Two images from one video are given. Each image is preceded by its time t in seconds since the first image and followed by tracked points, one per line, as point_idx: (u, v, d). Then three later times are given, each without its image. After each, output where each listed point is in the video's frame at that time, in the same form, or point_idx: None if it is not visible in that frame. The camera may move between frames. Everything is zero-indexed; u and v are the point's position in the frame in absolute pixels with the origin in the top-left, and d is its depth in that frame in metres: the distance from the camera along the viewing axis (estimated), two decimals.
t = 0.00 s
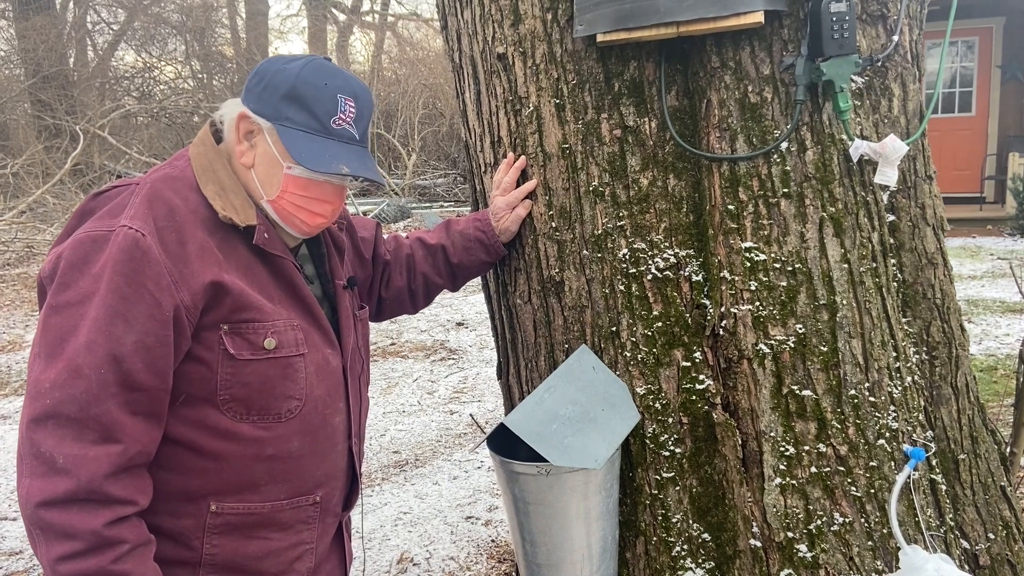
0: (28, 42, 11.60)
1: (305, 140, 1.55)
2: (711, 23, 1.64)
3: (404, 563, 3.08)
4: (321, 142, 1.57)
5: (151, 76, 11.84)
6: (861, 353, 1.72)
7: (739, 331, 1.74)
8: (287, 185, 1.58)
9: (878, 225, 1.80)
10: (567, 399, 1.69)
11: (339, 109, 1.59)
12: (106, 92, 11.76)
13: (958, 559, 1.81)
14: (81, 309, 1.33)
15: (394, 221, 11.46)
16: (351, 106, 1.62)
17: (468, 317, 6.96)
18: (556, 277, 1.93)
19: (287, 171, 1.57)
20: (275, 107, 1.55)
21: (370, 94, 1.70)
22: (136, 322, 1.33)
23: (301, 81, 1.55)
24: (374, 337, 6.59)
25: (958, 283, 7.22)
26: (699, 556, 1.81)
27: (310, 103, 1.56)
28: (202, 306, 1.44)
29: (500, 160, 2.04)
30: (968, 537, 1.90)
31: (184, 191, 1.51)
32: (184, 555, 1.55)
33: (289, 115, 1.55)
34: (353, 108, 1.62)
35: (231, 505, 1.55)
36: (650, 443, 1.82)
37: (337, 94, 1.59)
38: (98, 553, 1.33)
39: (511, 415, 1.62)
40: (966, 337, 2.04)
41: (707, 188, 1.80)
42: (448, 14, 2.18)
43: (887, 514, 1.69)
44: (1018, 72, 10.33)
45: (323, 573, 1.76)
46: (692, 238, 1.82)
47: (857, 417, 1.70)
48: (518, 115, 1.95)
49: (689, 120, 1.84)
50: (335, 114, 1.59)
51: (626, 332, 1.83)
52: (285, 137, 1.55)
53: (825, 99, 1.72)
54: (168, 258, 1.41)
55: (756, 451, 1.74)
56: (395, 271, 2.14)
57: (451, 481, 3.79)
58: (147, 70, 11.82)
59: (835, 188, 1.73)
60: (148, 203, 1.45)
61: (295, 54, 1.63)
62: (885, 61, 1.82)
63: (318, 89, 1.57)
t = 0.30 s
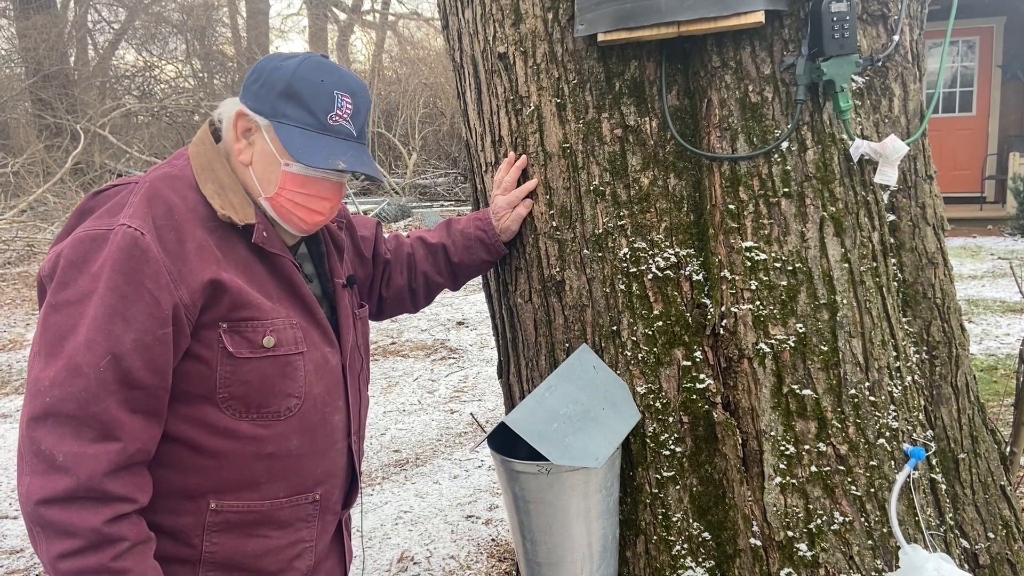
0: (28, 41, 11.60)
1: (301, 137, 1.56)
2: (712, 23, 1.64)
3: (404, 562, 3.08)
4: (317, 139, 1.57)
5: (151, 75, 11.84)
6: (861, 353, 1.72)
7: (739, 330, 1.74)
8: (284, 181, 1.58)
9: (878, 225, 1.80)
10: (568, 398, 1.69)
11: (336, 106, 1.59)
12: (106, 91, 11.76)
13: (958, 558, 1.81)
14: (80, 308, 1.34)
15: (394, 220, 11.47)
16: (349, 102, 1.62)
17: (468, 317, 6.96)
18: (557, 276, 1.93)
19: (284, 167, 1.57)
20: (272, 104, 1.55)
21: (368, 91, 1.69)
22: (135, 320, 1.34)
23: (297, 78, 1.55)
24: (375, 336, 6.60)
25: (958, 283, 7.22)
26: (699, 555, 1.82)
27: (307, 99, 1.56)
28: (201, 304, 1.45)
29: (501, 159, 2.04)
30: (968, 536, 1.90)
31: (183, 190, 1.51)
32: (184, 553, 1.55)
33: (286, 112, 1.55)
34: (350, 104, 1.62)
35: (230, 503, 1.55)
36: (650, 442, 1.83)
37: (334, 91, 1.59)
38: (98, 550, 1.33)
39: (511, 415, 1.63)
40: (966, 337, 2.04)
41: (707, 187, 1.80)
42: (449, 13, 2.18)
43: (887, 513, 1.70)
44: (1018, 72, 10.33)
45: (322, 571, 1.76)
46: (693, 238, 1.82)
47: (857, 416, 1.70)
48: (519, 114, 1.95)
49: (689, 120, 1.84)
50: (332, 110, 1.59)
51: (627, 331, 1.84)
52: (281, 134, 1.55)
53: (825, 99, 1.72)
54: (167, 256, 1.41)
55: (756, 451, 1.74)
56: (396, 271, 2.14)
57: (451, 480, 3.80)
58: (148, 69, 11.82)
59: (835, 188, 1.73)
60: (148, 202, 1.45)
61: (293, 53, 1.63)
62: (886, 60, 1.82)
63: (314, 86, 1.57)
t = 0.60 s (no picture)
0: (29, 40, 11.60)
1: (267, 101, 1.55)
2: (711, 23, 1.64)
3: (404, 561, 3.08)
4: (283, 103, 1.56)
5: (151, 75, 11.84)
6: (859, 352, 1.73)
7: (738, 330, 1.75)
8: (258, 153, 1.60)
9: (877, 224, 1.81)
10: (568, 397, 1.70)
11: (303, 71, 1.58)
12: (106, 90, 11.75)
13: (955, 557, 1.82)
14: (77, 303, 1.34)
15: (394, 220, 11.47)
16: (319, 72, 1.61)
17: (468, 316, 6.96)
18: (556, 276, 1.94)
19: (257, 140, 1.60)
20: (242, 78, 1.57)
21: (344, 68, 1.69)
22: (131, 314, 1.34)
23: (265, 50, 1.57)
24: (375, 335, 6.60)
25: (958, 283, 7.22)
26: (697, 553, 1.82)
27: (274, 67, 1.57)
28: (197, 300, 1.45)
29: (500, 158, 2.04)
30: (965, 535, 1.90)
31: (180, 186, 1.52)
32: (180, 551, 1.55)
33: (254, 83, 1.57)
34: (320, 73, 1.61)
35: (226, 500, 1.55)
36: (649, 441, 1.83)
37: (302, 60, 1.60)
38: (93, 544, 1.34)
39: (511, 414, 1.63)
40: (965, 337, 2.05)
41: (706, 187, 1.80)
42: (448, 13, 2.18)
43: (885, 512, 1.70)
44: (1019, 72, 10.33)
45: (320, 569, 1.76)
46: (692, 237, 1.82)
47: (855, 416, 1.71)
48: (518, 114, 1.96)
49: (688, 119, 1.84)
50: (300, 76, 1.58)
51: (626, 330, 1.84)
52: (249, 103, 1.56)
53: (824, 99, 1.73)
54: (163, 252, 1.42)
55: (755, 450, 1.74)
56: (396, 271, 2.15)
57: (451, 479, 3.80)
58: (148, 68, 11.82)
59: (834, 188, 1.74)
60: (144, 197, 1.46)
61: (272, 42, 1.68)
62: (884, 60, 1.82)
63: (281, 54, 1.58)
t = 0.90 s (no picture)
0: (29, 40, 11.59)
1: (237, 85, 1.59)
2: (711, 22, 1.64)
3: (404, 561, 3.08)
4: (253, 85, 1.58)
5: (152, 75, 11.84)
6: (859, 352, 1.73)
7: (738, 329, 1.74)
8: (235, 138, 1.63)
9: (877, 224, 1.81)
10: (567, 397, 1.70)
11: (271, 52, 1.59)
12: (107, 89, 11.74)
13: (955, 558, 1.82)
14: (62, 294, 1.36)
15: (394, 220, 11.46)
16: (287, 51, 1.62)
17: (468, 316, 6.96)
18: (556, 276, 1.94)
19: (232, 124, 1.64)
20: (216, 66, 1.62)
21: (316, 45, 1.70)
22: (113, 303, 1.35)
23: (234, 35, 1.60)
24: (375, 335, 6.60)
25: (958, 283, 7.22)
26: (697, 554, 1.82)
27: (242, 51, 1.59)
28: (181, 291, 1.46)
29: (499, 158, 2.04)
30: (965, 535, 1.90)
31: (167, 180, 1.53)
32: (172, 547, 1.55)
33: (226, 69, 1.61)
34: (289, 51, 1.62)
35: (216, 495, 1.55)
36: (648, 441, 1.83)
37: (269, 40, 1.61)
38: (74, 533, 1.33)
39: (510, 413, 1.63)
40: (965, 337, 2.05)
41: (706, 187, 1.80)
42: (448, 12, 2.18)
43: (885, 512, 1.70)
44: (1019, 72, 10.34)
45: (317, 568, 1.74)
46: (691, 237, 1.82)
47: (854, 416, 1.71)
48: (518, 113, 1.96)
49: (688, 120, 1.84)
50: (268, 57, 1.60)
51: (626, 330, 1.84)
52: (223, 90, 1.61)
53: (824, 99, 1.72)
54: (147, 242, 1.43)
55: (755, 450, 1.74)
56: (397, 273, 2.14)
57: (450, 479, 3.80)
58: (149, 68, 11.81)
59: (834, 187, 1.74)
60: (130, 190, 1.47)
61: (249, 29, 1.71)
62: (885, 60, 1.82)
63: (249, 36, 1.60)
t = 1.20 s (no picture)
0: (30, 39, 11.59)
1: (233, 83, 1.59)
2: (712, 22, 1.64)
3: (404, 561, 3.08)
4: (249, 82, 1.59)
5: (152, 75, 11.85)
6: (860, 353, 1.72)
7: (739, 330, 1.74)
8: (232, 135, 1.64)
9: (877, 225, 1.80)
10: (568, 398, 1.70)
11: (265, 49, 1.59)
12: (107, 89, 11.74)
13: (956, 558, 1.81)
14: (56, 293, 1.37)
15: (394, 220, 11.46)
16: (282, 47, 1.62)
17: (468, 316, 6.95)
18: (557, 276, 1.94)
19: (229, 122, 1.64)
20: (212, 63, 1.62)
21: (311, 41, 1.69)
22: (102, 302, 1.35)
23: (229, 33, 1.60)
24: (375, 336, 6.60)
25: (958, 283, 7.23)
26: (698, 554, 1.82)
27: (237, 48, 1.59)
28: (176, 291, 1.46)
29: (500, 159, 2.04)
30: (966, 536, 1.90)
31: (164, 179, 1.54)
32: (168, 545, 1.55)
33: (222, 67, 1.61)
34: (283, 48, 1.61)
35: (213, 494, 1.55)
36: (649, 441, 1.83)
37: (264, 37, 1.60)
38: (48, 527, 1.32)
39: (512, 413, 1.62)
40: (966, 338, 2.05)
41: (707, 187, 1.80)
42: (449, 13, 2.18)
43: (886, 513, 1.70)
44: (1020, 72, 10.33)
45: (315, 567, 1.73)
46: (692, 237, 1.82)
47: (855, 416, 1.71)
48: (518, 113, 1.96)
49: (689, 120, 1.84)
50: (263, 54, 1.59)
51: (627, 330, 1.84)
52: (219, 88, 1.61)
53: (825, 99, 1.73)
54: (141, 242, 1.43)
55: (755, 450, 1.74)
56: (398, 273, 2.14)
57: (450, 479, 3.80)
58: (149, 67, 11.81)
59: (834, 188, 1.74)
60: (126, 189, 1.47)
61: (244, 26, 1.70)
62: (886, 61, 1.82)
63: (244, 34, 1.60)
